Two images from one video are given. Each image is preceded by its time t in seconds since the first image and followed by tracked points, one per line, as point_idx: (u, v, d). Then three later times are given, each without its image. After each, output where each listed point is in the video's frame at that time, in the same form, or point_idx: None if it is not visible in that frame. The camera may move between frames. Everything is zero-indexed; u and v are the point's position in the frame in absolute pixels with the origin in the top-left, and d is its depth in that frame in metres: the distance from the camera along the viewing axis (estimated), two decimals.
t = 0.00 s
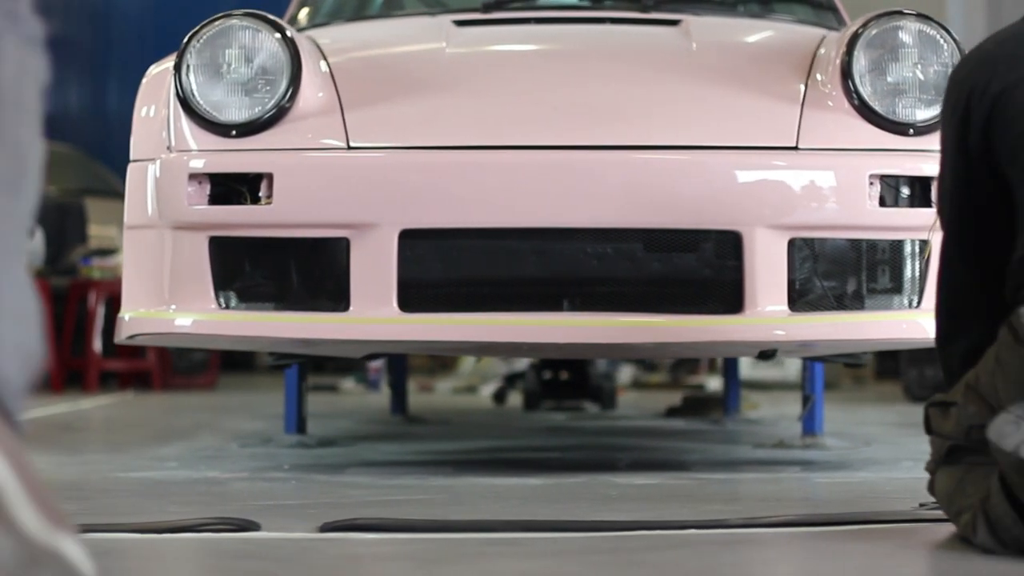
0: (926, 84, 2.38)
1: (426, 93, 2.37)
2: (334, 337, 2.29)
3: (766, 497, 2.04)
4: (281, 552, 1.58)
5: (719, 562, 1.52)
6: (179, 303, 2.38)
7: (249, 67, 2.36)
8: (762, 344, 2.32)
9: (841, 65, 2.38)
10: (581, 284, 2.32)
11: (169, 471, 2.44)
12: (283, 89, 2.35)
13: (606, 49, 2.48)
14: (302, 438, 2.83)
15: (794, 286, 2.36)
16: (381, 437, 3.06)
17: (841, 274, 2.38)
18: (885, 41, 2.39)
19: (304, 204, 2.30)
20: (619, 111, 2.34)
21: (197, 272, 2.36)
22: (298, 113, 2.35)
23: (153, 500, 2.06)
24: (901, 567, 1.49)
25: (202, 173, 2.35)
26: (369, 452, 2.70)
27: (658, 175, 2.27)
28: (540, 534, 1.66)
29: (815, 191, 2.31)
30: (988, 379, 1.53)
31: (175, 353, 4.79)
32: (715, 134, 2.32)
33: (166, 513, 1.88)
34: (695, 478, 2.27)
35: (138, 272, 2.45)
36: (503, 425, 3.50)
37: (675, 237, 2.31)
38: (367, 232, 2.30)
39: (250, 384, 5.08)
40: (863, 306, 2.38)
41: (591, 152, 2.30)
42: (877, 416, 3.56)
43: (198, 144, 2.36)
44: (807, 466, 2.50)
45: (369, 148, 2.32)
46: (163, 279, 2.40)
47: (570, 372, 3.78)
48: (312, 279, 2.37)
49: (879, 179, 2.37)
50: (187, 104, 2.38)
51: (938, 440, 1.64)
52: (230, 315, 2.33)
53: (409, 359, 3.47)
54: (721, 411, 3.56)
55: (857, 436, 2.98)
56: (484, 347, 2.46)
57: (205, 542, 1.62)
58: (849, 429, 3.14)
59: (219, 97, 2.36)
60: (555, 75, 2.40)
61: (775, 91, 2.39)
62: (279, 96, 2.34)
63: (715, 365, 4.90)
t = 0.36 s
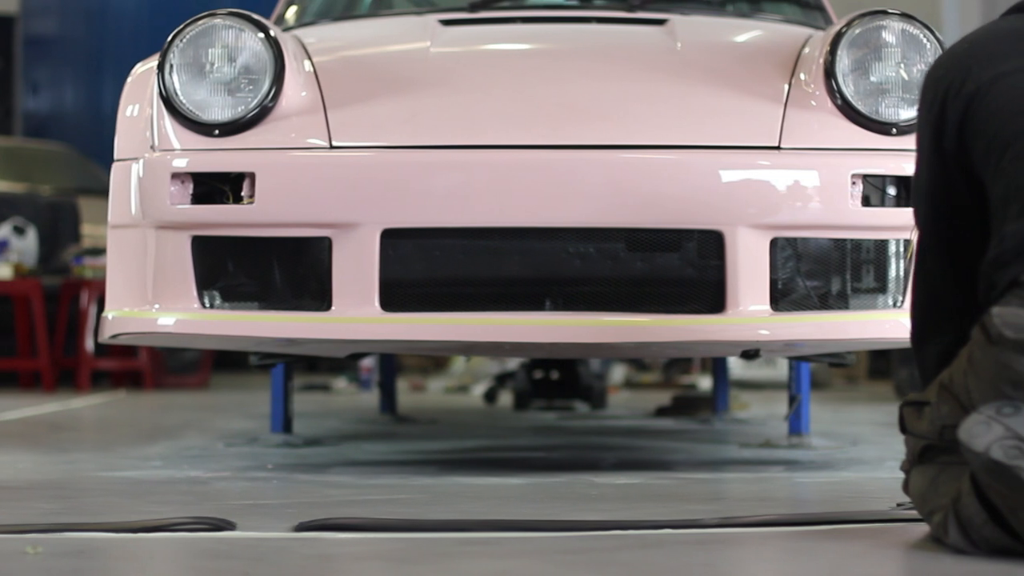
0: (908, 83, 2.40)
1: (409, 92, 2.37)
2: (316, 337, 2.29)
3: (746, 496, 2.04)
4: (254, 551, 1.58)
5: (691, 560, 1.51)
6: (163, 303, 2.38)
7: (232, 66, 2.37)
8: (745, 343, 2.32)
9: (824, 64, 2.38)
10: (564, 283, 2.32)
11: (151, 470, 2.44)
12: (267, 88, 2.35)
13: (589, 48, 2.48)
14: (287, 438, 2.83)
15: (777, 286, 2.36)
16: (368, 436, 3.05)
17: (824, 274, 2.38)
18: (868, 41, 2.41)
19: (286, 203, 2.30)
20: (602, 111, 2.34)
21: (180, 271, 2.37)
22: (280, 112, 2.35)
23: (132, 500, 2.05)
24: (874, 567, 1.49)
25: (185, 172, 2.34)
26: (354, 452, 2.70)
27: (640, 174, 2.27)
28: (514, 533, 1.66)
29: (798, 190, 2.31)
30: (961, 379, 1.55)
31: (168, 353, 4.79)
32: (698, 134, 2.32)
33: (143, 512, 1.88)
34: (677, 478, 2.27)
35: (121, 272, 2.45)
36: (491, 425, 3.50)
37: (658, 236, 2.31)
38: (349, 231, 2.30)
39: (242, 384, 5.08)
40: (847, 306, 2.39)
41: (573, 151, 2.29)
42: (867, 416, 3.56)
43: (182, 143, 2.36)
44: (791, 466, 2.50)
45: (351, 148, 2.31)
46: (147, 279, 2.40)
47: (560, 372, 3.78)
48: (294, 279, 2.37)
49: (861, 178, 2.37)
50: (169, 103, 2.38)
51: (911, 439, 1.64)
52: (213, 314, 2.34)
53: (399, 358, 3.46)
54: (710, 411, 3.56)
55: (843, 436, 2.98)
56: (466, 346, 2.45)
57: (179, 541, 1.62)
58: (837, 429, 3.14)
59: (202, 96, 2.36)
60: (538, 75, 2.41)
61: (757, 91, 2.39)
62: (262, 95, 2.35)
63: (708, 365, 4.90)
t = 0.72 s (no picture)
0: (891, 83, 2.40)
1: (391, 92, 2.37)
2: (298, 337, 2.29)
3: (725, 497, 2.04)
4: (226, 550, 1.58)
5: (663, 560, 1.51)
6: (146, 302, 2.38)
7: (215, 66, 2.37)
8: (726, 343, 2.32)
9: (807, 64, 2.39)
10: (545, 283, 2.31)
11: (134, 470, 2.44)
12: (249, 88, 2.35)
13: (573, 48, 2.48)
14: (273, 438, 2.83)
15: (760, 286, 2.36)
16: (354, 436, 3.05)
17: (807, 274, 2.38)
18: (851, 41, 2.41)
19: (267, 203, 2.30)
20: (585, 111, 2.34)
21: (162, 271, 2.37)
22: (263, 112, 2.35)
23: (111, 500, 2.06)
24: (845, 567, 1.49)
25: (167, 172, 2.34)
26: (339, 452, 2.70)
27: (621, 174, 2.27)
28: (488, 533, 1.66)
29: (783, 190, 2.31)
30: (934, 380, 1.55)
31: (160, 354, 4.80)
32: (680, 134, 2.32)
33: (120, 512, 1.88)
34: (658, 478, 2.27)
35: (104, 272, 2.45)
36: (480, 425, 3.50)
37: (640, 236, 2.31)
38: (331, 231, 2.30)
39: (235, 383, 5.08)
40: (831, 306, 2.39)
41: (555, 151, 2.29)
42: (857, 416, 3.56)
43: (164, 143, 2.36)
44: (774, 466, 2.49)
45: (333, 148, 2.32)
46: (130, 279, 2.40)
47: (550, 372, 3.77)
48: (277, 279, 2.37)
49: (844, 178, 2.37)
50: (152, 103, 2.38)
51: (884, 439, 1.64)
52: (195, 314, 2.34)
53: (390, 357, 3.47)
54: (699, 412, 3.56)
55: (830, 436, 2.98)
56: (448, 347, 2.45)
57: (153, 541, 1.62)
58: (824, 429, 3.14)
59: (185, 96, 2.37)
60: (521, 75, 2.41)
61: (739, 91, 2.39)
62: (245, 95, 2.35)
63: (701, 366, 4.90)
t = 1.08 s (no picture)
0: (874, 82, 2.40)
1: (373, 92, 2.37)
2: (280, 336, 2.29)
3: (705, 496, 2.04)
4: (200, 550, 1.58)
5: (635, 560, 1.51)
6: (129, 302, 2.38)
7: (198, 66, 2.37)
8: (708, 343, 2.32)
9: (789, 64, 2.39)
10: (527, 283, 2.31)
11: (117, 469, 2.44)
12: (232, 88, 2.35)
13: (556, 48, 2.48)
14: (259, 438, 2.83)
15: (742, 286, 2.36)
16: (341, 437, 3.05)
17: (790, 274, 2.38)
18: (834, 41, 2.41)
19: (249, 203, 2.30)
20: (567, 111, 2.34)
21: (145, 271, 2.37)
22: (246, 112, 2.35)
23: (91, 500, 2.06)
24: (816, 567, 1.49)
25: (150, 172, 2.35)
26: (324, 452, 2.70)
27: (603, 174, 2.27)
28: (463, 533, 1.66)
29: (767, 190, 2.32)
30: (906, 380, 1.55)
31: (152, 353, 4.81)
32: (662, 134, 2.32)
33: (97, 512, 1.88)
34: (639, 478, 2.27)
35: (88, 272, 2.45)
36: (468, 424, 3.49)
37: (621, 236, 2.31)
38: (313, 231, 2.30)
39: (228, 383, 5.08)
40: (815, 306, 2.39)
41: (537, 151, 2.29)
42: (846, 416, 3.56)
43: (147, 143, 2.37)
44: (757, 466, 2.49)
45: (315, 148, 2.32)
46: (114, 279, 2.40)
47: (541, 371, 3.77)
48: (259, 279, 2.37)
49: (826, 178, 2.37)
50: (135, 103, 2.38)
51: (857, 439, 1.63)
52: (178, 314, 2.34)
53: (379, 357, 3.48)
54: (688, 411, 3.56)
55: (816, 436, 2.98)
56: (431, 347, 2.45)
57: (126, 541, 1.62)
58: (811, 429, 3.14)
59: (167, 96, 2.37)
60: (504, 74, 2.41)
61: (722, 91, 2.39)
62: (228, 95, 2.35)
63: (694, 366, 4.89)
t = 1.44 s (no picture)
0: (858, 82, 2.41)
1: (357, 93, 2.37)
2: (263, 337, 2.29)
3: (687, 497, 2.05)
4: (176, 550, 1.58)
5: (610, 560, 1.51)
6: (113, 303, 2.38)
7: (183, 67, 2.37)
8: (692, 344, 2.32)
9: (775, 65, 2.39)
10: (511, 283, 2.32)
11: (102, 470, 2.44)
12: (218, 88, 2.35)
13: (541, 49, 2.48)
14: (247, 438, 2.83)
15: (726, 287, 2.36)
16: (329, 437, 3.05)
17: (774, 274, 2.38)
18: (819, 41, 2.41)
19: (233, 203, 2.30)
20: (551, 111, 2.34)
21: (130, 272, 2.37)
22: (231, 112, 2.35)
23: (73, 501, 2.06)
24: (789, 567, 1.49)
25: (135, 172, 2.35)
26: (311, 452, 2.70)
27: (585, 174, 2.27)
28: (440, 533, 1.66)
29: (753, 190, 2.32)
30: (882, 380, 1.55)
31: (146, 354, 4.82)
32: (646, 134, 2.32)
33: (77, 513, 1.88)
34: (623, 478, 2.27)
35: (73, 272, 2.45)
36: (458, 425, 3.50)
37: (605, 236, 2.31)
38: (296, 231, 2.30)
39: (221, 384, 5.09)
40: (801, 306, 2.39)
41: (520, 151, 2.29)
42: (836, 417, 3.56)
43: (132, 144, 2.37)
44: (742, 466, 2.50)
45: (299, 148, 2.32)
46: (99, 279, 2.40)
47: (532, 372, 3.77)
48: (244, 280, 2.37)
49: (810, 179, 2.37)
50: (120, 104, 2.38)
51: (835, 439, 1.63)
52: (162, 315, 2.34)
53: (369, 358, 3.48)
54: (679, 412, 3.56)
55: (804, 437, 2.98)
56: (416, 348, 2.45)
57: (104, 541, 1.62)
58: (800, 429, 3.14)
59: (152, 96, 2.37)
60: (489, 75, 2.41)
61: (707, 92, 2.39)
62: (213, 95, 2.35)
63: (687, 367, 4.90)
